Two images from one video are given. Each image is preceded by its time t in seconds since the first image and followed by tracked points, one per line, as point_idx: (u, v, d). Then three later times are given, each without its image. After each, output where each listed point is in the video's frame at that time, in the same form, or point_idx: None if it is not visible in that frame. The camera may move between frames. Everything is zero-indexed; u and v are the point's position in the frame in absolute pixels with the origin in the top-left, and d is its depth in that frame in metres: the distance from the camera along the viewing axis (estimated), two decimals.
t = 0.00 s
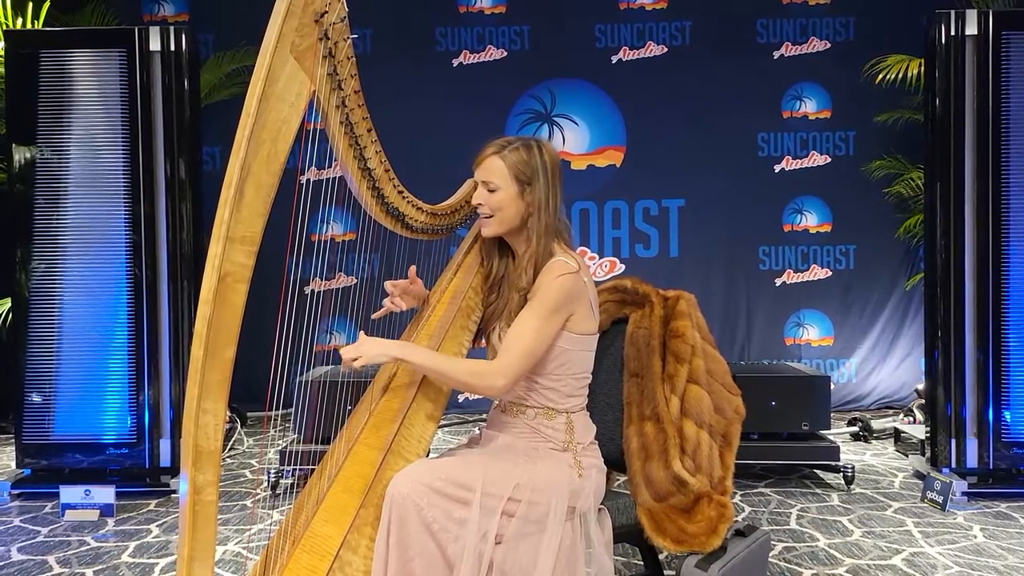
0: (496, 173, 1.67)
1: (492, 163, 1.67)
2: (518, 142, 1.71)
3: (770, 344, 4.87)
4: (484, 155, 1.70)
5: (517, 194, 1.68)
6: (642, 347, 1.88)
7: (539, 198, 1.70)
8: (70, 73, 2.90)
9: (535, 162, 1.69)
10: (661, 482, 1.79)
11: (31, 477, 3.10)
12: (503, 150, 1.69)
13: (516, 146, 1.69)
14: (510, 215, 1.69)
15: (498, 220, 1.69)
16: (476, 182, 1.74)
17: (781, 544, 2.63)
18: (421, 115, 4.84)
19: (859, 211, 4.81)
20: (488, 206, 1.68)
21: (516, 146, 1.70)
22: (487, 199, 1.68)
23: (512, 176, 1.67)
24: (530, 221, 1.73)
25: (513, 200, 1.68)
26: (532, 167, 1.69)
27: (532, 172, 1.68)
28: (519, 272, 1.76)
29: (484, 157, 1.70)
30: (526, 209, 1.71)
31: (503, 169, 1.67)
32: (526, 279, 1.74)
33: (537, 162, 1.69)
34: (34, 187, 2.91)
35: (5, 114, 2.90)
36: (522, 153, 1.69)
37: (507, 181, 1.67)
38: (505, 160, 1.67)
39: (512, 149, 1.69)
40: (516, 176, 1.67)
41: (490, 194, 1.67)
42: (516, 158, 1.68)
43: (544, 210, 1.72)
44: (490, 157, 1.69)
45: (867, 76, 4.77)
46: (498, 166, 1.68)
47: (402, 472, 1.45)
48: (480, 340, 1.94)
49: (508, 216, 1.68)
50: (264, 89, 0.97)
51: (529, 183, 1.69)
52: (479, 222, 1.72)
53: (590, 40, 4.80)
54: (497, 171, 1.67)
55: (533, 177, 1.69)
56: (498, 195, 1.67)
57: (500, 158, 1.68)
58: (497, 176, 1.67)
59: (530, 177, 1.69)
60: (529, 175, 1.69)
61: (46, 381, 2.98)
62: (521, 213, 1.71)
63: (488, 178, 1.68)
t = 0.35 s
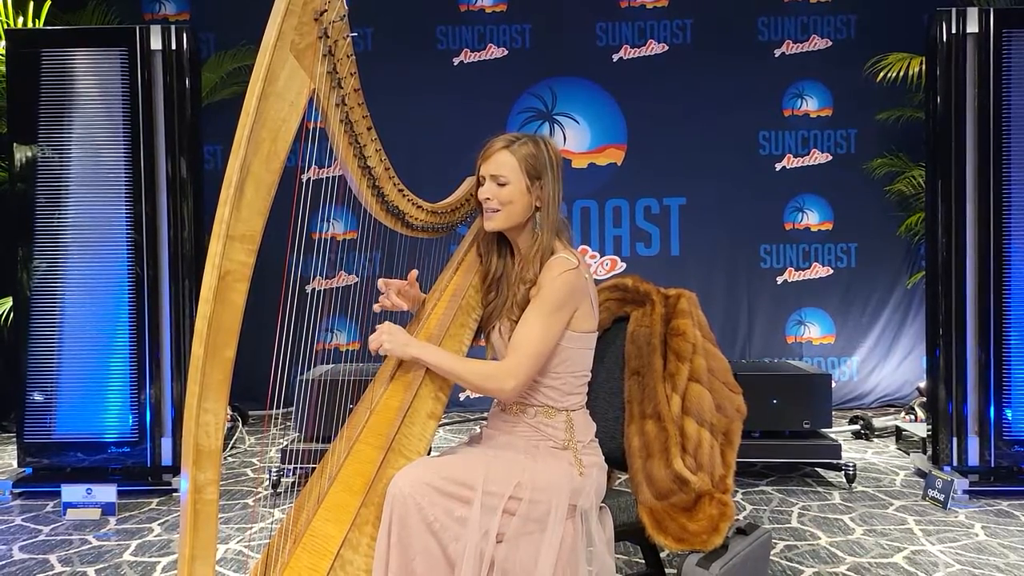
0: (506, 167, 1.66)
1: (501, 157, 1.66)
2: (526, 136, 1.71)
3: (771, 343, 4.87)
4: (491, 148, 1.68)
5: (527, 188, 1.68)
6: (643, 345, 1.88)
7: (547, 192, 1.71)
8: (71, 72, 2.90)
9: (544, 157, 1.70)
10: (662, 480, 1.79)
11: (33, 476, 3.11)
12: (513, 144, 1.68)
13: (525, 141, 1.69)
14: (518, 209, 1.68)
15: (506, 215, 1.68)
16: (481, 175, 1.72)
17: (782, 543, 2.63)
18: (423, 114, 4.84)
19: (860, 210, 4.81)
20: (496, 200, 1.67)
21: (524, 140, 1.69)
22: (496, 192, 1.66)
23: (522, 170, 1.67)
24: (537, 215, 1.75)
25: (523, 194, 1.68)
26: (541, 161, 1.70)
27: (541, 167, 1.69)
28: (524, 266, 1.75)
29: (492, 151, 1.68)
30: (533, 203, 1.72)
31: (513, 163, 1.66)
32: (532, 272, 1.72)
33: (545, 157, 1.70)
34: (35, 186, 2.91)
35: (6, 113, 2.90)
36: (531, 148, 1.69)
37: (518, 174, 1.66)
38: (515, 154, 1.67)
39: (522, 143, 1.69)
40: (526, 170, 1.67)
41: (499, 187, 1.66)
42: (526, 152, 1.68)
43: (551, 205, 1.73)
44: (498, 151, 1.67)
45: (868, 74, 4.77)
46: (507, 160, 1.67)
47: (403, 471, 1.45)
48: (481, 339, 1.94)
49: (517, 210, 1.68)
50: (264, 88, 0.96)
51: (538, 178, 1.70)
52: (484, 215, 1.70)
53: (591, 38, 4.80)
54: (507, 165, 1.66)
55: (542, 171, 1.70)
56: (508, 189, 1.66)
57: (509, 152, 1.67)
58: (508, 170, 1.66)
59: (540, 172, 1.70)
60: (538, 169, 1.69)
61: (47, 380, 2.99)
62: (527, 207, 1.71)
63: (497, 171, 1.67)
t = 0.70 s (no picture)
0: (496, 164, 1.67)
1: (493, 154, 1.68)
2: (521, 136, 1.72)
3: (772, 343, 4.87)
4: (484, 147, 1.70)
5: (516, 185, 1.67)
6: (645, 345, 1.88)
7: (539, 189, 1.70)
8: (73, 72, 2.90)
9: (536, 155, 1.70)
10: (663, 481, 1.79)
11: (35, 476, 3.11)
12: (504, 142, 1.70)
13: (518, 140, 1.70)
14: (509, 206, 1.68)
15: (496, 212, 1.68)
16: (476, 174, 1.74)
17: (784, 543, 2.63)
18: (425, 114, 4.84)
19: (862, 210, 4.80)
20: (486, 197, 1.68)
21: (518, 139, 1.70)
22: (486, 189, 1.67)
23: (512, 167, 1.67)
24: (528, 215, 1.73)
25: (512, 190, 1.67)
26: (532, 159, 1.69)
27: (531, 165, 1.68)
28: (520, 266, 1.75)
29: (485, 149, 1.70)
30: (524, 201, 1.70)
31: (503, 160, 1.67)
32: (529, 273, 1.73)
33: (537, 155, 1.70)
34: (37, 186, 2.91)
35: (8, 114, 2.90)
36: (523, 147, 1.69)
37: (506, 171, 1.67)
38: (506, 152, 1.68)
39: (514, 142, 1.70)
40: (515, 168, 1.67)
41: (488, 185, 1.67)
42: (516, 151, 1.68)
43: (545, 203, 1.72)
44: (491, 148, 1.69)
45: (870, 75, 4.77)
46: (499, 158, 1.68)
47: (404, 471, 1.45)
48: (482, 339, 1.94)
49: (506, 206, 1.68)
50: (266, 88, 0.96)
51: (528, 175, 1.69)
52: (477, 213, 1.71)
53: (593, 38, 4.80)
54: (497, 162, 1.67)
55: (532, 168, 1.69)
56: (497, 185, 1.67)
57: (501, 149, 1.68)
58: (498, 167, 1.67)
59: (530, 169, 1.69)
60: (529, 167, 1.69)
61: (49, 380, 2.99)
62: (519, 205, 1.70)
63: (487, 168, 1.68)
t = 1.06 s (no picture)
0: (486, 162, 1.68)
1: (483, 153, 1.69)
2: (514, 136, 1.72)
3: (775, 342, 4.87)
4: (478, 146, 1.71)
5: (505, 182, 1.67)
6: (647, 346, 1.87)
7: (528, 185, 1.68)
8: (75, 70, 2.90)
9: (527, 155, 1.69)
10: (666, 480, 1.79)
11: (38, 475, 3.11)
12: (496, 140, 1.70)
13: (510, 139, 1.69)
14: (498, 204, 1.68)
15: (485, 210, 1.68)
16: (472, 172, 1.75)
17: (786, 543, 2.63)
18: (427, 114, 4.83)
19: (865, 209, 4.80)
20: (476, 194, 1.68)
21: (509, 139, 1.70)
22: (475, 187, 1.68)
23: (501, 165, 1.68)
24: (517, 212, 1.71)
25: (501, 188, 1.67)
26: (522, 157, 1.68)
27: (520, 162, 1.68)
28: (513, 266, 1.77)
29: (478, 148, 1.71)
30: (513, 199, 1.69)
31: (492, 160, 1.68)
32: (520, 272, 1.75)
33: (527, 154, 1.69)
34: (40, 185, 2.92)
35: (11, 112, 2.91)
36: (514, 146, 1.69)
37: (495, 169, 1.68)
38: (496, 151, 1.68)
39: (505, 141, 1.70)
40: (504, 166, 1.68)
41: (478, 182, 1.68)
42: (506, 149, 1.68)
43: (537, 201, 1.70)
44: (482, 147, 1.70)
45: (873, 74, 4.76)
46: (490, 157, 1.69)
47: (407, 470, 1.46)
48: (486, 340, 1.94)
49: (495, 204, 1.68)
50: (271, 88, 0.96)
51: (517, 172, 1.69)
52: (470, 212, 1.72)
53: (595, 38, 4.79)
54: (487, 160, 1.68)
55: (522, 166, 1.69)
56: (486, 183, 1.67)
57: (491, 149, 1.69)
58: (488, 166, 1.68)
59: (519, 167, 1.68)
60: (519, 164, 1.68)
61: (52, 379, 2.99)
62: (509, 202, 1.69)
63: (478, 167, 1.69)
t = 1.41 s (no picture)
0: (482, 162, 1.69)
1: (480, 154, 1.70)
2: (512, 136, 1.72)
3: (778, 342, 4.86)
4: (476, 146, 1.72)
5: (499, 182, 1.68)
6: (650, 345, 1.87)
7: (522, 185, 1.68)
8: (79, 70, 2.91)
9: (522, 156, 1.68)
10: (670, 480, 1.78)
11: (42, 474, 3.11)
12: (494, 141, 1.70)
13: (506, 140, 1.69)
14: (492, 204, 1.69)
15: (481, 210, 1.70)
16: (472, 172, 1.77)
17: (790, 542, 2.63)
18: (429, 113, 4.83)
19: (869, 208, 4.79)
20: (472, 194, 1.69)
21: (507, 139, 1.70)
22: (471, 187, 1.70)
23: (496, 166, 1.69)
24: (512, 212, 1.71)
25: (495, 188, 1.68)
26: (517, 157, 1.68)
27: (515, 163, 1.68)
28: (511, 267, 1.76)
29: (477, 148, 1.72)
30: (508, 200, 1.69)
31: (488, 160, 1.69)
32: (518, 273, 1.74)
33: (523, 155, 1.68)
34: (44, 184, 2.92)
35: (15, 112, 2.91)
36: (510, 147, 1.69)
37: (491, 169, 1.68)
38: (493, 152, 1.69)
39: (503, 142, 1.70)
40: (498, 167, 1.68)
41: (474, 182, 1.70)
42: (502, 150, 1.68)
43: (532, 202, 1.69)
44: (480, 147, 1.71)
45: (877, 72, 4.75)
46: (487, 157, 1.70)
47: (410, 469, 1.46)
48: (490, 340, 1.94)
49: (488, 204, 1.69)
50: (275, 87, 0.96)
51: (511, 172, 1.68)
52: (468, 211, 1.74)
53: (598, 37, 4.79)
54: (483, 161, 1.69)
55: (517, 168, 1.69)
56: (482, 182, 1.69)
57: (488, 149, 1.69)
58: (485, 166, 1.69)
59: (514, 168, 1.68)
60: (513, 165, 1.68)
61: (56, 378, 3.00)
62: (504, 202, 1.70)
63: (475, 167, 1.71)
